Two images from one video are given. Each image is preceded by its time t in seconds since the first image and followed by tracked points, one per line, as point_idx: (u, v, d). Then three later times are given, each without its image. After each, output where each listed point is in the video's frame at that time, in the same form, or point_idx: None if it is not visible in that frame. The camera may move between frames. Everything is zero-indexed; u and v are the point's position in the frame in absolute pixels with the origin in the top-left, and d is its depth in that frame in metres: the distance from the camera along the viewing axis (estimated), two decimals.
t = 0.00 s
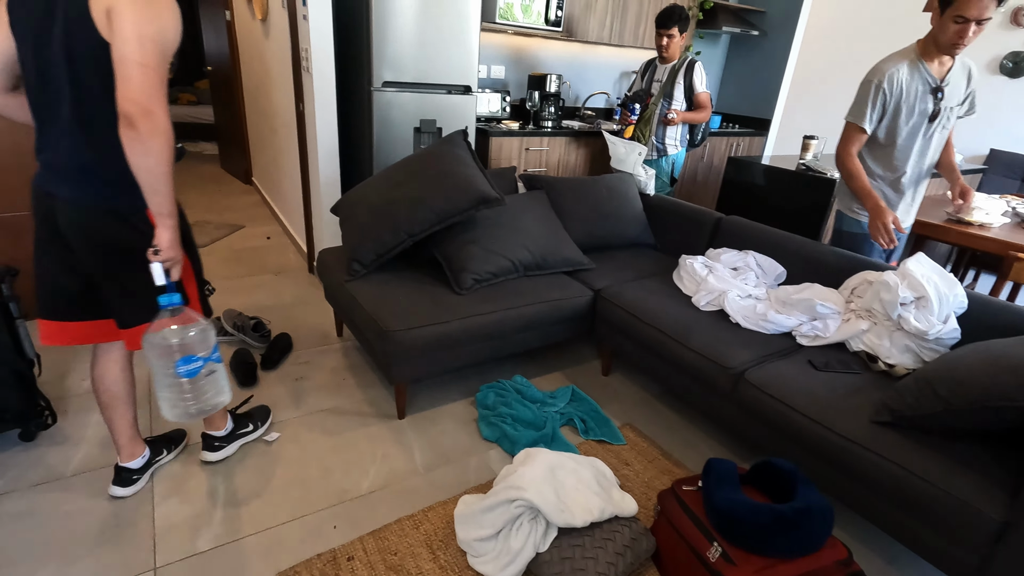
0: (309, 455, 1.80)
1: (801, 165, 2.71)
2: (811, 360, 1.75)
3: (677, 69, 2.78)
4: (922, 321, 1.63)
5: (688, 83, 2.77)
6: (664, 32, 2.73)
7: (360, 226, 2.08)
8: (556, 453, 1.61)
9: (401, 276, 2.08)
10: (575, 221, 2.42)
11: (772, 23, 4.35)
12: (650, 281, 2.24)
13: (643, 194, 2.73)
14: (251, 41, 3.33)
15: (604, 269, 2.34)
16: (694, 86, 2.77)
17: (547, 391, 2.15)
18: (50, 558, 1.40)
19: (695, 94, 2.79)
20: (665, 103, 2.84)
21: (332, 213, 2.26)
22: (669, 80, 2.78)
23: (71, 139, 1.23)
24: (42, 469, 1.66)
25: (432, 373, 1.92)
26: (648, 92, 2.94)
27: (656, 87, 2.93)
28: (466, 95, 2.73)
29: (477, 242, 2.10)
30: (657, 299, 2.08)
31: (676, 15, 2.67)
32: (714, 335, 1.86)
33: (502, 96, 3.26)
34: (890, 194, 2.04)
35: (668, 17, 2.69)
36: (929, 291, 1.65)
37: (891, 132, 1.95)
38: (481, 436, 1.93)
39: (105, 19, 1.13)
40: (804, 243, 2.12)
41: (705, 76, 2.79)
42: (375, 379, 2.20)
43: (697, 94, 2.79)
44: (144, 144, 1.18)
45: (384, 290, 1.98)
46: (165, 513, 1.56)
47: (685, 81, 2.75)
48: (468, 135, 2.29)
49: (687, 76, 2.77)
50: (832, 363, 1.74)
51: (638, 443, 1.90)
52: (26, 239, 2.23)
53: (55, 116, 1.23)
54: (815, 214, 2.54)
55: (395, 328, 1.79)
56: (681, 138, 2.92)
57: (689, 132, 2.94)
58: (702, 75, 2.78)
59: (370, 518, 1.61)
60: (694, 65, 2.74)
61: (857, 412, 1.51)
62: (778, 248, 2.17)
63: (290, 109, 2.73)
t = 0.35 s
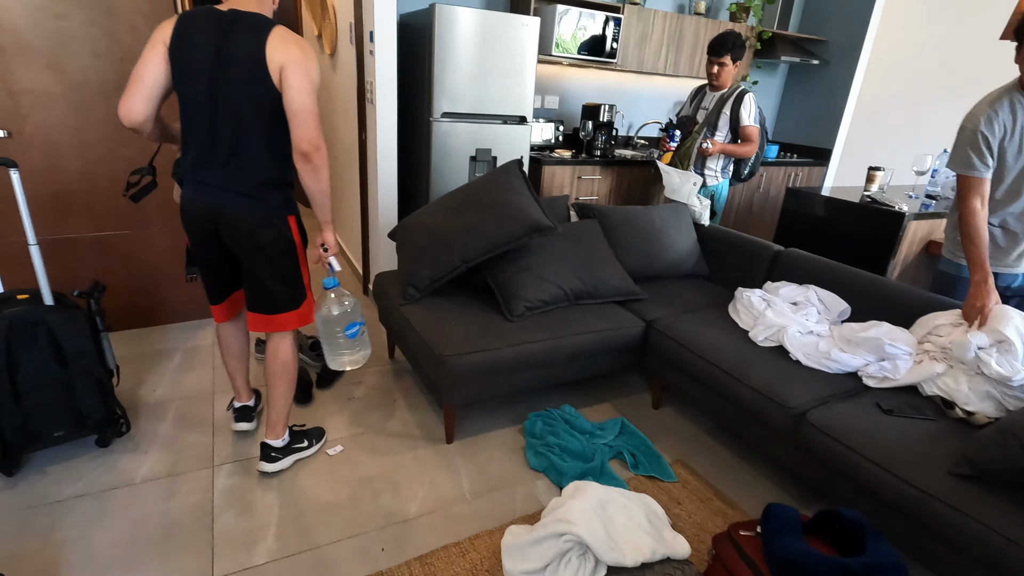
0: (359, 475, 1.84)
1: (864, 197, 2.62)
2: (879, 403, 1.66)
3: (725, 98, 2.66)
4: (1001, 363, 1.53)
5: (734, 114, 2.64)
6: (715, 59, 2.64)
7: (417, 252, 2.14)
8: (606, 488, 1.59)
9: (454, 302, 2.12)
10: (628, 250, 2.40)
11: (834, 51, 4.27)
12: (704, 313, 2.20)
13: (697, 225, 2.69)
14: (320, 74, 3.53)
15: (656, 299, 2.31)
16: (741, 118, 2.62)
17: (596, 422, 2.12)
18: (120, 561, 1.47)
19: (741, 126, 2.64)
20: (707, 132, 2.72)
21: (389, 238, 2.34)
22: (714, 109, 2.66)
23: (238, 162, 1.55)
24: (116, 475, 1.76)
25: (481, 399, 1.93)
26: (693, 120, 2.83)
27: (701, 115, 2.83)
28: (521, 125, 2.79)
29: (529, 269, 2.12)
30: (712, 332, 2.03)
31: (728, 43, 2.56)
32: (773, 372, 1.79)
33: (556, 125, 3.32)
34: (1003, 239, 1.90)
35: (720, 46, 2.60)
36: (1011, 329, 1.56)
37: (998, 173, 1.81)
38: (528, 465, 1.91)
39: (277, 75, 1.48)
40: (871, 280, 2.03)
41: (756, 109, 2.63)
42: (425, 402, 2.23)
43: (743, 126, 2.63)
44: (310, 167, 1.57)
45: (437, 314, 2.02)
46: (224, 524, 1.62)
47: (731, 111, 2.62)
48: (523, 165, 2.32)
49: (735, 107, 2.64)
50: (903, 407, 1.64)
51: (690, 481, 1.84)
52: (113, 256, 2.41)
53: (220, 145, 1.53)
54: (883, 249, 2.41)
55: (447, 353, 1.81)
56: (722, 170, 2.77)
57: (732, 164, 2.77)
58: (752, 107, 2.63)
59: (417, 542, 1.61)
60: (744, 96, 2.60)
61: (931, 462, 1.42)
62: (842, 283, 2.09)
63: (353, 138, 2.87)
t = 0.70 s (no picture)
0: (401, 525, 1.82)
1: (926, 249, 2.51)
2: (955, 473, 1.54)
3: (763, 147, 2.57)
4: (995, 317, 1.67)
5: (773, 163, 2.54)
6: (752, 108, 2.58)
7: (463, 299, 2.17)
8: (655, 553, 1.52)
9: (498, 350, 2.13)
10: (675, 300, 2.37)
11: (886, 99, 4.21)
12: (756, 367, 2.12)
13: (748, 275, 2.64)
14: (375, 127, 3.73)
15: (706, 352, 2.25)
16: (781, 167, 2.52)
17: (643, 479, 2.04)
18: None
19: (781, 176, 2.53)
20: (746, 182, 2.63)
21: (436, 285, 2.39)
22: (751, 158, 2.58)
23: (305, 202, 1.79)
24: (168, 514, 1.80)
25: (525, 451, 1.90)
26: (730, 169, 2.75)
27: (739, 164, 2.73)
28: (567, 175, 2.84)
29: (575, 319, 2.11)
30: (765, 388, 1.95)
31: (765, 91, 2.50)
32: (834, 433, 1.70)
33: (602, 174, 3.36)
34: None
35: (756, 94, 2.53)
36: None
37: None
38: (572, 522, 1.85)
39: (336, 126, 1.77)
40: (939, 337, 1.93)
41: (797, 159, 2.52)
42: (467, 451, 2.21)
43: (783, 176, 2.52)
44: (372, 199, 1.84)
45: (482, 363, 2.03)
46: (267, 569, 1.62)
47: (770, 160, 2.53)
48: (569, 215, 2.34)
49: (774, 156, 2.54)
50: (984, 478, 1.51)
51: (745, 549, 1.73)
52: (178, 298, 2.54)
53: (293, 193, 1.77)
54: (951, 303, 2.29)
55: (491, 403, 1.81)
56: (764, 220, 2.65)
57: (775, 215, 2.63)
58: (794, 157, 2.52)
59: None
60: (783, 144, 2.51)
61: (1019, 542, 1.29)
62: (906, 340, 1.98)
63: (405, 188, 2.99)
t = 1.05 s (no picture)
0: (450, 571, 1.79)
1: (1010, 296, 2.35)
2: None
3: (799, 187, 2.54)
4: (975, 368, 1.82)
5: (813, 203, 2.51)
6: (785, 149, 2.53)
7: (514, 341, 2.18)
8: None
9: (549, 394, 2.11)
10: (732, 347, 2.30)
11: (955, 137, 4.04)
12: (823, 419, 2.01)
13: (809, 321, 2.55)
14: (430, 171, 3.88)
15: (767, 402, 2.15)
16: (820, 207, 2.49)
17: (701, 536, 1.94)
18: None
19: (821, 215, 2.50)
20: (785, 223, 2.58)
21: (487, 325, 2.41)
22: (789, 199, 2.54)
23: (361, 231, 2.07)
24: (226, 547, 1.85)
25: (576, 501, 1.85)
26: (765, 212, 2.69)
27: (774, 206, 2.66)
28: (619, 218, 2.86)
29: (627, 364, 2.08)
30: (834, 443, 1.84)
31: (798, 132, 2.47)
32: (914, 496, 1.57)
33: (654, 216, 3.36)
34: None
35: (790, 136, 2.48)
36: (941, 359, 1.81)
37: None
38: None
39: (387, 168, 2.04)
40: None
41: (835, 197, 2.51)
42: (516, 497, 2.17)
43: (822, 215, 2.49)
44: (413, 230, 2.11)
45: (533, 407, 2.01)
46: None
47: (809, 200, 2.51)
48: (621, 258, 2.34)
49: (812, 196, 2.52)
50: None
51: None
52: (243, 333, 2.67)
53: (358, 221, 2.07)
54: None
55: (542, 449, 1.78)
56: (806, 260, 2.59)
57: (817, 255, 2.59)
58: (830, 194, 2.50)
59: None
60: (821, 183, 2.48)
61: None
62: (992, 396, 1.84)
63: (459, 229, 3.07)
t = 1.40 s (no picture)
0: None
1: None
2: None
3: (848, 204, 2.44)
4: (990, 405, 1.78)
5: (865, 220, 2.42)
6: (831, 166, 2.40)
7: (569, 365, 2.16)
8: None
9: (604, 420, 2.07)
10: (798, 375, 2.20)
11: None
12: (901, 456, 1.88)
13: (883, 349, 2.41)
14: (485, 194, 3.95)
15: (837, 435, 2.03)
16: (873, 223, 2.42)
17: None
18: None
19: (874, 232, 2.42)
20: (839, 243, 2.46)
21: (541, 348, 2.41)
22: (839, 218, 2.44)
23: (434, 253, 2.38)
24: (287, 561, 1.90)
25: (634, 532, 1.79)
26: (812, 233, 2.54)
27: (822, 227, 2.53)
28: (676, 240, 2.81)
29: (687, 391, 2.02)
30: (915, 482, 1.72)
31: (844, 148, 2.35)
32: (1011, 543, 1.43)
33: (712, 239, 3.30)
34: None
35: (836, 152, 2.36)
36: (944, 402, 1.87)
37: None
38: None
39: (463, 203, 2.42)
40: None
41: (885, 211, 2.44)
42: (570, 525, 2.13)
43: (875, 232, 2.42)
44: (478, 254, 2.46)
45: (588, 433, 1.98)
46: None
47: (863, 218, 2.42)
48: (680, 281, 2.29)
49: (862, 212, 2.43)
50: None
51: None
52: (304, 351, 2.77)
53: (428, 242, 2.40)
54: None
55: (598, 476, 1.75)
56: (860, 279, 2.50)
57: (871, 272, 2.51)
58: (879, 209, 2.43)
59: None
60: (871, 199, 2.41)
61: None
62: None
63: (512, 251, 3.10)
